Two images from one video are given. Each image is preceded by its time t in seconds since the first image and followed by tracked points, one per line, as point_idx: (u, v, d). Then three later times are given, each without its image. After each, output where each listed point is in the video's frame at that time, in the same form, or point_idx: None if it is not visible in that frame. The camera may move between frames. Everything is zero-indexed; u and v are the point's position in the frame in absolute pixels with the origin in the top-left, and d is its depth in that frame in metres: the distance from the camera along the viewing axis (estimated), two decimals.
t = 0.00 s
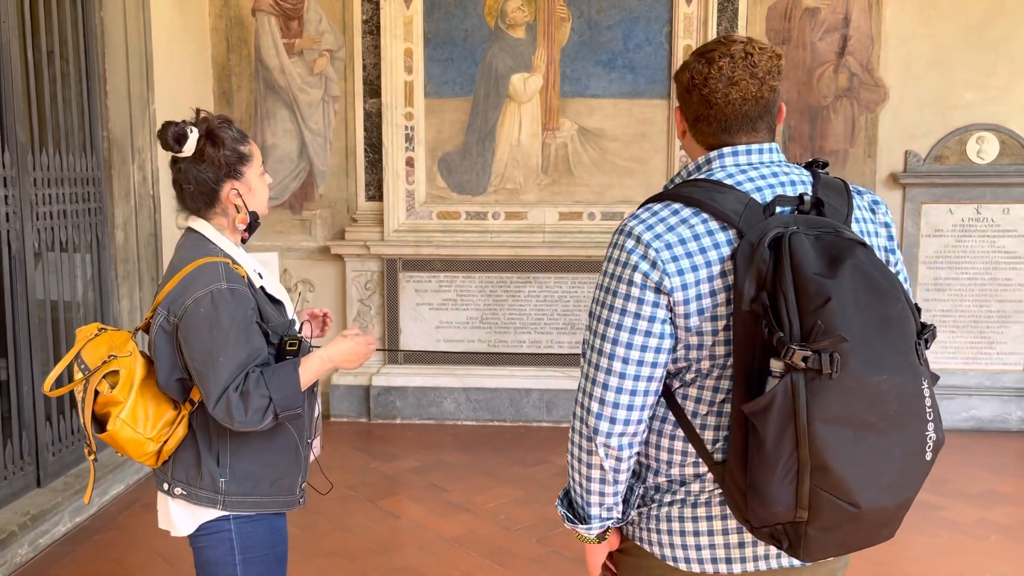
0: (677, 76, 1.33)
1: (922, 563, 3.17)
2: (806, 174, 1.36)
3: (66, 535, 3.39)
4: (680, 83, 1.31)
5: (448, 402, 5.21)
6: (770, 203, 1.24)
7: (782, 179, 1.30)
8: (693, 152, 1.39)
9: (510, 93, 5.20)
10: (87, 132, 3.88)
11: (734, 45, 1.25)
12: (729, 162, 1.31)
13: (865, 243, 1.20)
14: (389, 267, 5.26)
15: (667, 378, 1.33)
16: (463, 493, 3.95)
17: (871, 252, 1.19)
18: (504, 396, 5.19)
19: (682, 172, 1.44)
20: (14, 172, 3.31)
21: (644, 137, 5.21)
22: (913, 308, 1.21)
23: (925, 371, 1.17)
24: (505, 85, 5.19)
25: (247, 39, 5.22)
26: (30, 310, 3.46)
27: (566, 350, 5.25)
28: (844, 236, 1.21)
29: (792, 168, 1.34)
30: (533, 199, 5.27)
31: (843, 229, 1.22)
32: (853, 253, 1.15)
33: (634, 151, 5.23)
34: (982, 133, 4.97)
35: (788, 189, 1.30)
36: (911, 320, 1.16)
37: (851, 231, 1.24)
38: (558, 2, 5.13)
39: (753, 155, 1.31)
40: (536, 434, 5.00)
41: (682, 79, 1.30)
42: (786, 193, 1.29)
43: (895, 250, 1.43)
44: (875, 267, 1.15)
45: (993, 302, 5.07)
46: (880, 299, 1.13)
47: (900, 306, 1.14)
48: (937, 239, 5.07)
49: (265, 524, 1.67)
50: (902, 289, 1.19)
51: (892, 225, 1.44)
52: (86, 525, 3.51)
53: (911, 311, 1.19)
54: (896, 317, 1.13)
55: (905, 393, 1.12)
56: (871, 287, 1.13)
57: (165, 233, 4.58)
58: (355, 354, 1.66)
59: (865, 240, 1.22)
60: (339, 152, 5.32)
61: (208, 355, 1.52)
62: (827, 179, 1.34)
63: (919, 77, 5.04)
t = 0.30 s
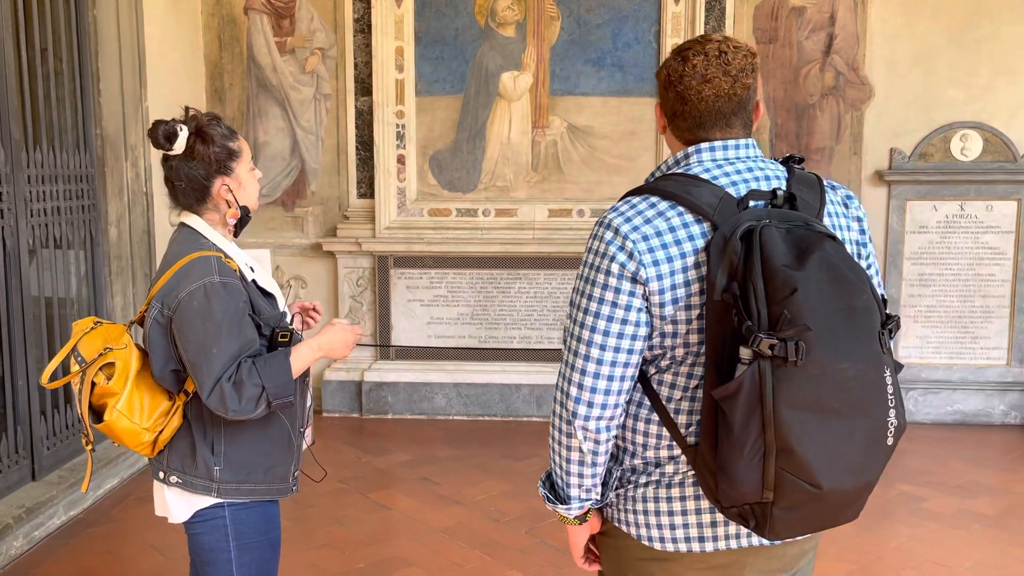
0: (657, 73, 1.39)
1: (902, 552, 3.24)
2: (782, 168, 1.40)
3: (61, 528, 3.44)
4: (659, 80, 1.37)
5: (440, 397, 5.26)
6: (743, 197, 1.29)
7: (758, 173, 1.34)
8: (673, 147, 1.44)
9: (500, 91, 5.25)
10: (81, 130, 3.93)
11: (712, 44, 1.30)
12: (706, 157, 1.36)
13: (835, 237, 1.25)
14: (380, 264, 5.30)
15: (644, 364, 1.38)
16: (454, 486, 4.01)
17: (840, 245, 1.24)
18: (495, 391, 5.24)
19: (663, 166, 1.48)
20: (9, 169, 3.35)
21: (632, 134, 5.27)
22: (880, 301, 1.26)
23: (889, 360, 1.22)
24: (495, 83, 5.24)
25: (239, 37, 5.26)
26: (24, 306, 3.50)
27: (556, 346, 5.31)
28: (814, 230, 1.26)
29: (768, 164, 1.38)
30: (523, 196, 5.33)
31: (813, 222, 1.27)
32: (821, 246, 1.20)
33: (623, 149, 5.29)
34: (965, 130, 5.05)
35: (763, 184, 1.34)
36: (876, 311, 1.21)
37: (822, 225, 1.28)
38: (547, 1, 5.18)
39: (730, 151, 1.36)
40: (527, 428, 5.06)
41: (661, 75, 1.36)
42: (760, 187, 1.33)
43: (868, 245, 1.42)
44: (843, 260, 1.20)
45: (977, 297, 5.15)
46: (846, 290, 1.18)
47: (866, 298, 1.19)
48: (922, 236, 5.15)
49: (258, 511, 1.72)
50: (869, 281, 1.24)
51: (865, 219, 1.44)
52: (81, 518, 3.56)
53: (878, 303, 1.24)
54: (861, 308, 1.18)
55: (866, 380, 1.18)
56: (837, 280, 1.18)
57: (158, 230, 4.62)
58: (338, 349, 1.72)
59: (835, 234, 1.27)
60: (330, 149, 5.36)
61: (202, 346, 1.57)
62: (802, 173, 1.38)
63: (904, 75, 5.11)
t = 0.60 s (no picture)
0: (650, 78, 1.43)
1: (892, 545, 3.29)
2: (774, 166, 1.44)
3: (60, 524, 3.46)
4: (652, 84, 1.41)
5: (436, 394, 5.30)
6: (735, 193, 1.33)
7: (749, 170, 1.38)
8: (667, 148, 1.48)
9: (495, 90, 5.28)
10: (78, 128, 3.94)
11: (702, 48, 1.34)
12: (699, 155, 1.40)
13: (824, 230, 1.28)
14: (376, 261, 5.34)
15: (641, 356, 1.42)
16: (451, 481, 4.04)
17: (829, 239, 1.27)
18: (490, 388, 5.28)
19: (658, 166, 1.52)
20: (7, 168, 3.37)
21: (627, 133, 5.31)
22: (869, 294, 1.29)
23: (878, 349, 1.26)
24: (490, 82, 5.28)
25: (235, 36, 5.28)
26: (23, 304, 3.52)
27: (551, 343, 5.35)
28: (804, 224, 1.29)
29: (760, 161, 1.42)
30: (519, 194, 5.37)
31: (804, 217, 1.31)
32: (810, 238, 1.24)
33: (618, 147, 5.33)
34: (955, 129, 5.10)
35: (755, 180, 1.38)
36: (864, 301, 1.25)
37: (812, 219, 1.32)
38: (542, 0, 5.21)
39: (721, 150, 1.40)
40: (522, 424, 5.10)
41: (654, 80, 1.40)
42: (752, 183, 1.37)
43: (858, 240, 1.46)
44: (832, 252, 1.24)
45: (967, 294, 5.21)
46: (834, 280, 1.22)
47: (854, 288, 1.23)
48: (913, 233, 5.20)
49: (262, 504, 1.75)
50: (857, 273, 1.28)
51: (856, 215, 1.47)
52: (80, 513, 3.58)
53: (866, 294, 1.27)
54: (849, 298, 1.22)
55: (856, 367, 1.22)
56: (826, 271, 1.22)
57: (155, 228, 4.64)
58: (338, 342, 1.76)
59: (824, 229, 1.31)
60: (326, 148, 5.38)
61: (206, 341, 1.60)
62: (793, 170, 1.42)
63: (895, 74, 5.17)
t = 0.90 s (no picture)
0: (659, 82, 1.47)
1: (889, 540, 3.33)
2: (780, 169, 1.47)
3: (64, 522, 3.48)
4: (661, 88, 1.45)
5: (436, 392, 5.33)
6: (742, 195, 1.36)
7: (756, 173, 1.42)
8: (675, 151, 1.51)
9: (494, 90, 5.31)
10: (80, 128, 3.96)
11: (711, 53, 1.37)
12: (707, 158, 1.43)
13: (830, 230, 1.32)
14: (376, 261, 5.37)
15: (652, 355, 1.45)
16: (452, 479, 4.08)
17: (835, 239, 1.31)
18: (490, 386, 5.32)
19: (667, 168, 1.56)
20: (11, 168, 3.39)
21: (625, 132, 5.35)
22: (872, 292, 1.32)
23: (883, 346, 1.30)
24: (489, 82, 5.30)
25: (235, 36, 5.29)
26: (26, 304, 3.53)
27: (550, 341, 5.39)
28: (810, 225, 1.33)
29: (767, 164, 1.46)
30: (517, 193, 5.40)
31: (810, 218, 1.34)
32: (816, 238, 1.27)
33: (616, 147, 5.36)
34: (949, 128, 5.16)
35: (761, 183, 1.41)
36: (870, 299, 1.28)
37: (817, 220, 1.35)
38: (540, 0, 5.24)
39: (729, 152, 1.43)
40: (522, 422, 5.14)
41: (662, 84, 1.43)
42: (759, 185, 1.40)
43: (863, 239, 1.50)
44: (837, 252, 1.27)
45: (961, 292, 5.26)
46: (840, 279, 1.25)
47: (860, 286, 1.26)
48: (907, 232, 5.26)
49: (273, 501, 1.78)
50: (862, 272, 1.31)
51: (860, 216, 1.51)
52: (84, 512, 3.60)
53: (871, 292, 1.31)
54: (855, 296, 1.25)
55: (862, 364, 1.25)
56: (832, 270, 1.25)
57: (156, 228, 4.65)
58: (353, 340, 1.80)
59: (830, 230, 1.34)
60: (326, 147, 5.40)
61: (221, 341, 1.62)
62: (799, 173, 1.46)
63: (890, 74, 5.21)
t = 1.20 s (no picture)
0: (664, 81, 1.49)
1: (887, 535, 3.36)
2: (784, 166, 1.49)
3: (66, 521, 3.49)
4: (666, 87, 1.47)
5: (435, 390, 5.34)
6: (749, 192, 1.38)
7: (761, 170, 1.44)
8: (681, 148, 1.53)
9: (491, 88, 5.32)
10: (79, 128, 3.96)
11: (716, 52, 1.39)
12: (713, 156, 1.45)
13: (835, 227, 1.34)
14: (374, 259, 5.38)
15: (659, 349, 1.47)
16: (452, 476, 4.09)
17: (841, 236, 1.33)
18: (488, 383, 5.33)
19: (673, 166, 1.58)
20: (11, 166, 3.39)
21: (622, 131, 5.37)
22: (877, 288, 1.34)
23: (886, 340, 1.32)
24: (487, 80, 5.32)
25: (232, 35, 5.29)
26: (26, 303, 3.54)
27: (548, 339, 5.40)
28: (816, 221, 1.35)
29: (773, 162, 1.48)
30: (515, 192, 5.41)
31: (815, 214, 1.36)
32: (822, 235, 1.29)
33: (613, 145, 5.38)
34: (944, 126, 5.19)
35: (767, 179, 1.43)
36: (873, 294, 1.30)
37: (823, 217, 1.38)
38: None
39: (734, 150, 1.45)
40: (520, 420, 5.16)
41: (667, 82, 1.46)
42: (764, 182, 1.42)
43: (866, 237, 1.52)
44: (843, 248, 1.29)
45: (956, 289, 5.30)
46: (845, 274, 1.27)
47: (864, 281, 1.28)
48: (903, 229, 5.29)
49: (282, 497, 1.79)
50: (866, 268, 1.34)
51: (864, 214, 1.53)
52: (85, 510, 3.61)
53: (875, 288, 1.33)
54: (859, 291, 1.28)
55: (866, 357, 1.27)
56: (837, 265, 1.27)
57: (155, 227, 4.65)
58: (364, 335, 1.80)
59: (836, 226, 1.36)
60: (324, 146, 5.41)
61: (232, 338, 1.64)
62: (803, 170, 1.48)
63: (885, 72, 5.24)
